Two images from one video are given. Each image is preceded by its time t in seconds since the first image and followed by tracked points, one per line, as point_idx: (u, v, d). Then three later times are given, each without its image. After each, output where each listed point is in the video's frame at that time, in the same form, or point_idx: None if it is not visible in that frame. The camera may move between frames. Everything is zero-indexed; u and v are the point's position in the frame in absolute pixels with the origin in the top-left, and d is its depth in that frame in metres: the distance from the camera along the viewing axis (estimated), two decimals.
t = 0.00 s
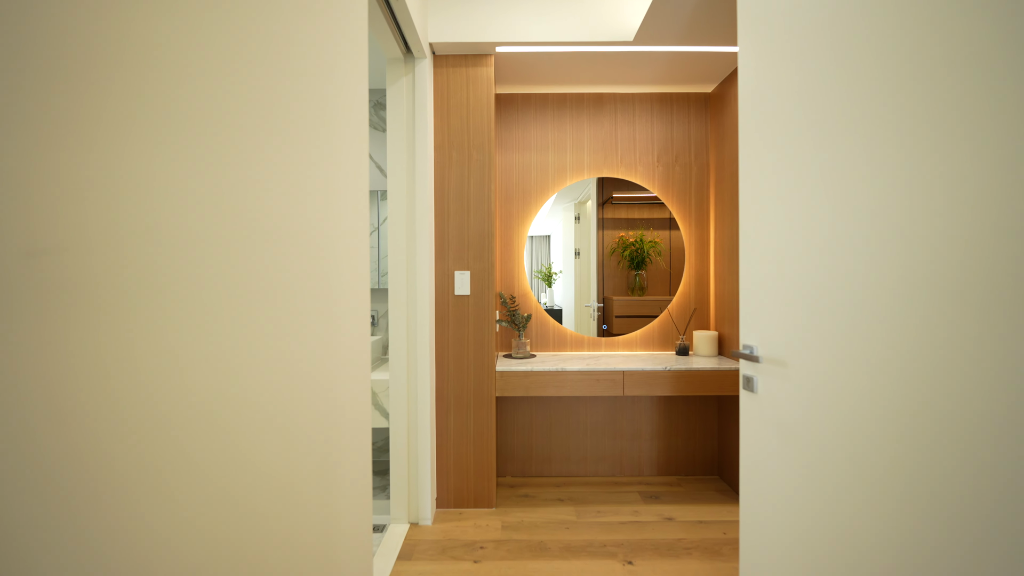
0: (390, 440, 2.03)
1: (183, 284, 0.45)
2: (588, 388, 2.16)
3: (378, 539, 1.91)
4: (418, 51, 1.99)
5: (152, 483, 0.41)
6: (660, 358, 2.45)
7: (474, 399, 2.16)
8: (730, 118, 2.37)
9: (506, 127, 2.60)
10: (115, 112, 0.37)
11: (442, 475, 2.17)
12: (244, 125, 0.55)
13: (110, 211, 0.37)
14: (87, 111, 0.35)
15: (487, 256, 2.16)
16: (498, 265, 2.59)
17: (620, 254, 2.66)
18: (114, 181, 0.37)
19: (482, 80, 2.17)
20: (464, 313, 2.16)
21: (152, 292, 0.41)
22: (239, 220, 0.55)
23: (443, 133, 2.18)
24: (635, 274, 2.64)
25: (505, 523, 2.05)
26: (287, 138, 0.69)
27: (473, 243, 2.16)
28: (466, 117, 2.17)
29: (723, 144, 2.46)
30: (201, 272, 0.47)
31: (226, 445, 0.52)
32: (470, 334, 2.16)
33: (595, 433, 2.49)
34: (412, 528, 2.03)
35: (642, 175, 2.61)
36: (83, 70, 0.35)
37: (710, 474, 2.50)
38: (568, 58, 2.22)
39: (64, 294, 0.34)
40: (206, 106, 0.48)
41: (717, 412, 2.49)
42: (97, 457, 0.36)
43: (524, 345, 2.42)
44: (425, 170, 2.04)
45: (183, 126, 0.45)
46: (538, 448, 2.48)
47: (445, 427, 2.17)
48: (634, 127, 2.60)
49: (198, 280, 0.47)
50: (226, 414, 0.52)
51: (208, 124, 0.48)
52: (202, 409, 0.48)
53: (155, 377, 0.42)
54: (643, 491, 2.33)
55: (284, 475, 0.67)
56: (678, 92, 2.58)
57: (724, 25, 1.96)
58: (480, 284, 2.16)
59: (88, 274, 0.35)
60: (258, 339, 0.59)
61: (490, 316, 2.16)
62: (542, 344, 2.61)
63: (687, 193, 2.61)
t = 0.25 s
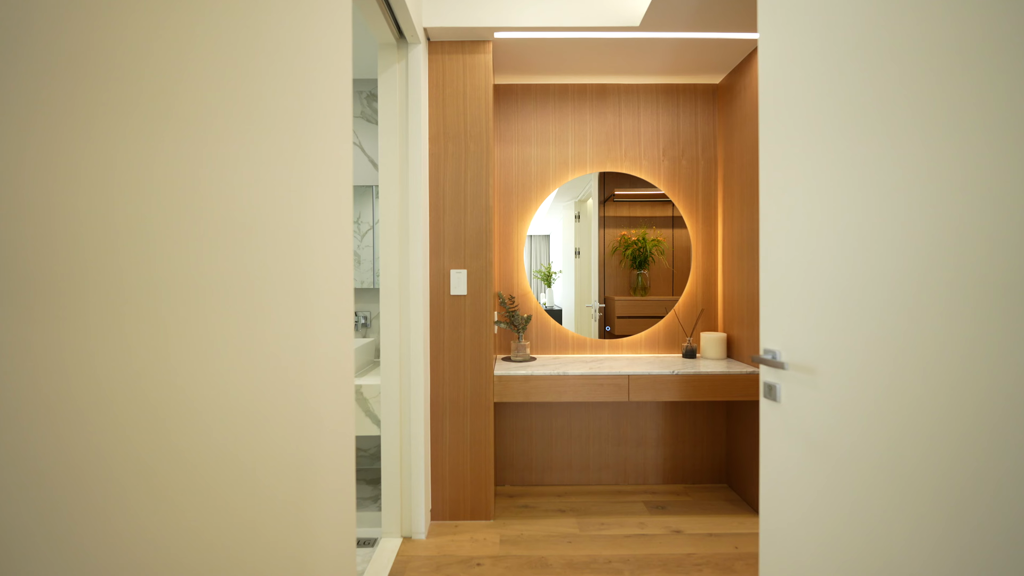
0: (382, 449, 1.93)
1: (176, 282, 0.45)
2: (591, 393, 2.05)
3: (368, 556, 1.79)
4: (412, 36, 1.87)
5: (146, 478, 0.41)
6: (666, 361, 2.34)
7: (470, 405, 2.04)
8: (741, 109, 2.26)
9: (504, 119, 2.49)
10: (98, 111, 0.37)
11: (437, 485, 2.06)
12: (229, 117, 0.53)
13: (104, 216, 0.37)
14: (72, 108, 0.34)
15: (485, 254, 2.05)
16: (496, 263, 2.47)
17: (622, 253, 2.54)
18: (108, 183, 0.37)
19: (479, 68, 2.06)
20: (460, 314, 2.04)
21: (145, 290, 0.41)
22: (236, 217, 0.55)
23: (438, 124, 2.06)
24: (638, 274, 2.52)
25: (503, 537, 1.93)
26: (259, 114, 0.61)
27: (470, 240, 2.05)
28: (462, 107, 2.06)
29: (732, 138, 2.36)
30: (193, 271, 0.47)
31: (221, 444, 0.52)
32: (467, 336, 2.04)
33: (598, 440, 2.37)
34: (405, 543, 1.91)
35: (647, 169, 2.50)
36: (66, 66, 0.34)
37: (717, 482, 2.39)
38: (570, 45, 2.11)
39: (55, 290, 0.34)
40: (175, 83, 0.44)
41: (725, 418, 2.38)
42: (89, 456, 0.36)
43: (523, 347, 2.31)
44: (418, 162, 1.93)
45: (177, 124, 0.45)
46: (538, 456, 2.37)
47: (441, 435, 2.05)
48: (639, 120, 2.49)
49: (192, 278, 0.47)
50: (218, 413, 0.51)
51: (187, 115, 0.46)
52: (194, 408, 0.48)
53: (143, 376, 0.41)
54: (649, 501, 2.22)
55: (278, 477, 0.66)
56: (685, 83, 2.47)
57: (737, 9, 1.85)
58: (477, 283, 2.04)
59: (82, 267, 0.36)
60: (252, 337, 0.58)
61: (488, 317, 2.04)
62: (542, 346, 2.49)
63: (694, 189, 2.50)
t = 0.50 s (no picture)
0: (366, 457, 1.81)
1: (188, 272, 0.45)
2: (589, 397, 1.94)
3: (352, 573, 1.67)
4: (399, 18, 1.75)
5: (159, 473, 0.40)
6: (666, 363, 2.23)
7: (462, 411, 1.93)
8: (744, 100, 2.17)
9: (497, 110, 2.37)
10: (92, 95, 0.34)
11: (426, 495, 1.94)
12: (220, 97, 0.49)
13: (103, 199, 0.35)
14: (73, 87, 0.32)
15: (477, 250, 1.93)
16: (489, 261, 2.36)
17: (618, 251, 2.44)
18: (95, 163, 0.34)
19: (471, 54, 1.94)
20: (450, 314, 1.93)
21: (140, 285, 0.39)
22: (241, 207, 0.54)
23: (427, 113, 1.94)
24: (635, 273, 2.42)
25: (496, 551, 1.82)
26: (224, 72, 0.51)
27: (461, 237, 1.93)
28: (453, 95, 1.94)
29: (735, 130, 2.26)
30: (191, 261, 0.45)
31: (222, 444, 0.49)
32: (458, 338, 1.93)
33: (596, 446, 2.27)
34: (391, 559, 1.79)
35: (647, 164, 2.40)
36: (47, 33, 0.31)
37: (720, 489, 2.30)
38: (568, 31, 2.00)
39: (55, 276, 0.32)
40: (129, 32, 0.37)
41: (728, 422, 2.29)
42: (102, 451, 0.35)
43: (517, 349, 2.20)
44: (406, 153, 1.81)
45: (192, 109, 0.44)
46: (533, 463, 2.26)
47: (430, 442, 1.94)
48: (638, 112, 2.39)
49: (196, 269, 0.45)
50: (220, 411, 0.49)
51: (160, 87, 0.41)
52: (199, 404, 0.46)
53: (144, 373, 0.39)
54: (649, 510, 2.12)
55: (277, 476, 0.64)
56: (686, 73, 2.38)
57: None
58: (468, 282, 1.93)
59: (82, 259, 0.34)
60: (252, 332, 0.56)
61: (480, 318, 1.93)
62: (537, 348, 2.38)
63: (695, 184, 2.40)
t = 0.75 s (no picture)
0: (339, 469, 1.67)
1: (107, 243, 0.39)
2: (579, 404, 1.83)
3: None
4: None
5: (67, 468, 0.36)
6: (660, 366, 2.14)
7: (444, 419, 1.81)
8: (740, 93, 2.08)
9: (483, 101, 2.25)
10: (11, 76, 0.32)
11: (405, 509, 1.82)
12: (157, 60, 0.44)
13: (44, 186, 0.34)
14: None
15: (461, 248, 1.81)
16: (474, 260, 2.24)
17: (608, 251, 2.35)
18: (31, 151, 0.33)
19: (454, 39, 1.82)
20: (432, 317, 1.81)
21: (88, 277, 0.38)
22: (188, 178, 0.49)
23: (407, 100, 1.81)
24: (625, 273, 2.33)
25: (480, 569, 1.70)
26: (139, 23, 0.42)
27: (444, 233, 1.81)
28: (435, 82, 1.82)
29: (730, 125, 2.18)
30: (156, 251, 0.44)
31: (191, 434, 0.49)
32: (440, 341, 1.81)
33: (586, 454, 2.16)
34: None
35: (639, 159, 2.30)
36: None
37: (714, 498, 2.21)
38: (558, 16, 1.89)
39: None
40: None
41: (723, 428, 2.21)
42: None
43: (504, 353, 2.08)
44: (384, 143, 1.68)
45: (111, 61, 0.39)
46: (521, 472, 2.15)
47: (410, 453, 1.81)
48: (630, 105, 2.29)
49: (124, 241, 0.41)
50: (192, 400, 0.49)
51: (79, 58, 0.36)
52: (146, 393, 0.43)
53: (91, 367, 0.38)
54: (641, 521, 2.03)
55: (249, 476, 0.60)
56: (679, 65, 2.29)
57: None
58: (451, 281, 1.81)
59: None
60: (225, 320, 0.56)
61: (464, 320, 1.81)
62: (525, 351, 2.27)
63: (689, 180, 2.31)
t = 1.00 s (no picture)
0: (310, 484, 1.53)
1: None
2: (568, 411, 1.74)
3: None
4: None
5: None
6: (651, 371, 2.06)
7: (425, 429, 1.70)
8: (733, 88, 2.02)
9: (466, 92, 2.14)
10: None
11: (383, 525, 1.70)
12: None
13: None
14: None
15: (443, 247, 1.71)
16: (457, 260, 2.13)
17: (596, 251, 2.26)
18: None
19: (435, 25, 1.71)
20: (412, 320, 1.70)
21: (59, 251, 0.35)
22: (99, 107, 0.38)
23: (384, 89, 1.70)
24: (613, 273, 2.25)
25: None
26: None
27: (424, 231, 1.70)
28: (415, 70, 1.71)
29: (722, 121, 2.11)
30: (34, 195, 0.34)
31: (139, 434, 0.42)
32: (421, 345, 1.70)
33: (574, 462, 2.08)
34: None
35: (629, 155, 2.22)
36: None
37: (706, 505, 2.15)
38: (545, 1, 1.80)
39: None
40: None
41: (716, 433, 2.14)
42: None
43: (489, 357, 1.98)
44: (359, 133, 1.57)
45: None
46: (506, 482, 2.05)
47: (389, 465, 1.70)
48: (620, 99, 2.21)
49: None
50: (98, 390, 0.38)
51: None
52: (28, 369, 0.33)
53: None
54: (633, 532, 1.94)
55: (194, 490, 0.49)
56: (669, 59, 2.22)
57: None
58: (432, 282, 1.70)
59: None
60: (180, 305, 0.48)
61: (447, 323, 1.71)
62: (511, 355, 2.17)
63: (680, 178, 2.24)
